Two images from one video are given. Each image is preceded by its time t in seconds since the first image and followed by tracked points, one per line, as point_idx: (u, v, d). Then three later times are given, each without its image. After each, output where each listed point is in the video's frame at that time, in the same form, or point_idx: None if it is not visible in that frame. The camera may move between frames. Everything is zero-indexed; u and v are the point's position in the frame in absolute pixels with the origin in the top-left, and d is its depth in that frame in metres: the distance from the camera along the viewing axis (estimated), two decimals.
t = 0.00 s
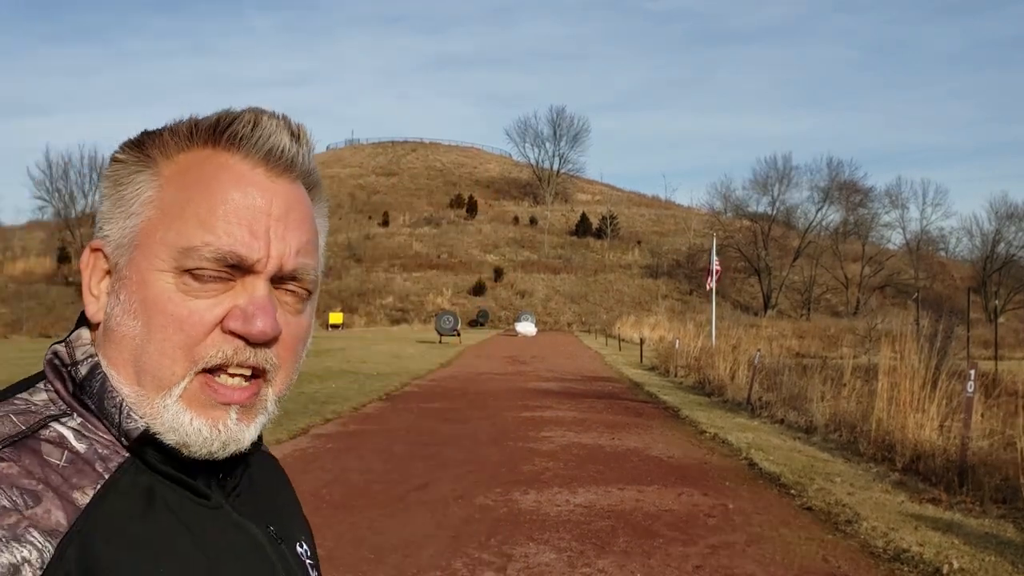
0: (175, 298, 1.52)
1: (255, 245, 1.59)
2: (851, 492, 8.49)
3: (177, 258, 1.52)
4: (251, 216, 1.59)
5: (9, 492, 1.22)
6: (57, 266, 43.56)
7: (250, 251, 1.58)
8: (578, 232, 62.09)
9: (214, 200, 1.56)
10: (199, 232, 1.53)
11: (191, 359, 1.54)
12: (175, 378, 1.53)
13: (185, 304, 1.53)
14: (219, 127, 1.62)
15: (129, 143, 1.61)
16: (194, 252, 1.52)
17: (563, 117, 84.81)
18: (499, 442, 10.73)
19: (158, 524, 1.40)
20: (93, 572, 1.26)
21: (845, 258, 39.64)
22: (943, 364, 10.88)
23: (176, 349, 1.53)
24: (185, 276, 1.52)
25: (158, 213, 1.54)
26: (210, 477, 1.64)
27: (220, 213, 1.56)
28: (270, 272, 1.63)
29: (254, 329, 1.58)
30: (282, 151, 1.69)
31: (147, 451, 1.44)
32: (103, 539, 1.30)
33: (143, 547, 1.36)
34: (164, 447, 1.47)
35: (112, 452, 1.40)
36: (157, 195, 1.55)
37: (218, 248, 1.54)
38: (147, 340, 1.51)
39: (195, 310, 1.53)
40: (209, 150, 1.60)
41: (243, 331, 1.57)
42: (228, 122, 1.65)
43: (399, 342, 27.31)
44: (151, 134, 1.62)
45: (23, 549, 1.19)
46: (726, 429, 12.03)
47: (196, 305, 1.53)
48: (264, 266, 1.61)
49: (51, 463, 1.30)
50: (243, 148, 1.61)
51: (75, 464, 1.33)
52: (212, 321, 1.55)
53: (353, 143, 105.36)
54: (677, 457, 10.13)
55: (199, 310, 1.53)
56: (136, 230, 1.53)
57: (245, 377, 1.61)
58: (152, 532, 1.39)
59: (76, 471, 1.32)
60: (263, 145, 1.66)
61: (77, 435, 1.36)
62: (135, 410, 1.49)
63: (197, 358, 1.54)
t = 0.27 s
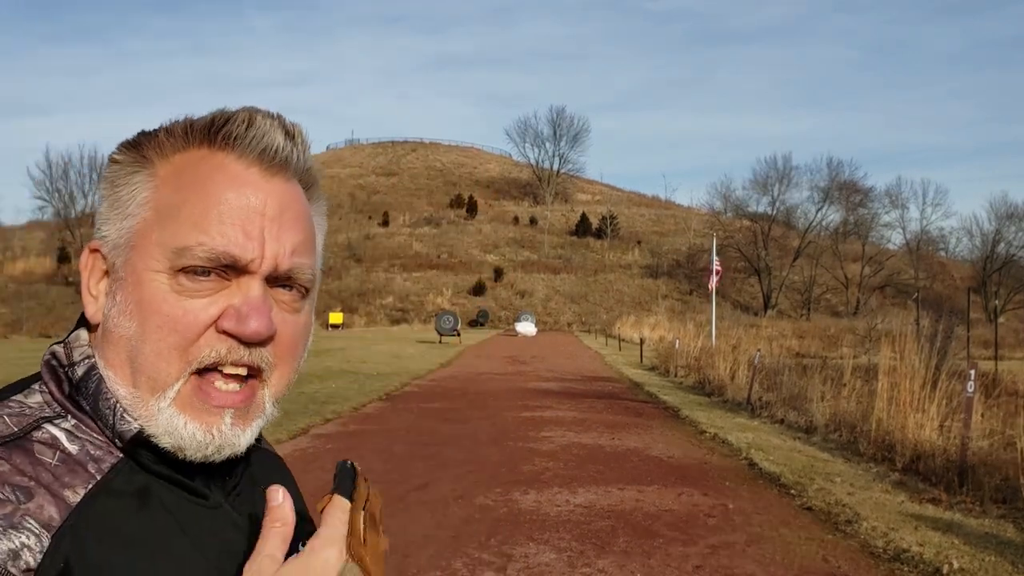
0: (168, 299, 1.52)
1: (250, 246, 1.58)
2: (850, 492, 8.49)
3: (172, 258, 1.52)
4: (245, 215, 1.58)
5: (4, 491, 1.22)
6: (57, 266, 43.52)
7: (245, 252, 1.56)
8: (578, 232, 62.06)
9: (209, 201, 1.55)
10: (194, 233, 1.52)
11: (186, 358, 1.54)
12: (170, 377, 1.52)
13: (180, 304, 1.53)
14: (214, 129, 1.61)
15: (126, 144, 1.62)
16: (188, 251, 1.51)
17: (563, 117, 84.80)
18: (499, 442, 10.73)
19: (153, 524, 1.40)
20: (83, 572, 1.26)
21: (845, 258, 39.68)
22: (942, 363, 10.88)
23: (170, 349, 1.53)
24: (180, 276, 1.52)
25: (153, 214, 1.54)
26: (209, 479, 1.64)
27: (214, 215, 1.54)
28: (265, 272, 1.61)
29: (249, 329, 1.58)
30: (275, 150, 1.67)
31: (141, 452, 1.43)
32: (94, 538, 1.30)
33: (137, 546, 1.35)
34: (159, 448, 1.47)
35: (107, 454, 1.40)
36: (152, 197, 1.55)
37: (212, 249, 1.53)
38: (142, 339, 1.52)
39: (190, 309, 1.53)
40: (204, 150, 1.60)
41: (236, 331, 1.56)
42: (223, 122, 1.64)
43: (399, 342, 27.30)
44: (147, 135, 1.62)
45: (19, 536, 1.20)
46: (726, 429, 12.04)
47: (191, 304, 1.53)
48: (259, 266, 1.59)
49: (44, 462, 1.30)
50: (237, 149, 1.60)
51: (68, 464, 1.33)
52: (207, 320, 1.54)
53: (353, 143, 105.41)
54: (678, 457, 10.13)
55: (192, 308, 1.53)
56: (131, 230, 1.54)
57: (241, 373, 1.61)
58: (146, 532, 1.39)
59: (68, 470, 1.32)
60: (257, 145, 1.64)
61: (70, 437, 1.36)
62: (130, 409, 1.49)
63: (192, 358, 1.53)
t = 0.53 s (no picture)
0: (168, 296, 1.52)
1: (248, 241, 1.58)
2: (850, 492, 8.49)
3: (171, 255, 1.52)
4: (242, 210, 1.59)
5: (4, 493, 1.22)
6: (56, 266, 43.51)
7: (242, 247, 1.58)
8: (578, 232, 62.05)
9: (206, 197, 1.55)
10: (192, 230, 1.53)
11: (185, 355, 1.54)
12: (171, 373, 1.53)
13: (180, 300, 1.53)
14: (208, 126, 1.61)
15: (118, 144, 1.62)
16: (187, 248, 1.52)
17: (563, 117, 84.78)
18: (499, 442, 10.73)
19: (154, 522, 1.41)
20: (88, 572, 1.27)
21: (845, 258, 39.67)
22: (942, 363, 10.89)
23: (169, 347, 1.53)
24: (179, 272, 1.52)
25: (150, 211, 1.54)
26: (210, 477, 1.65)
27: (212, 211, 1.55)
28: (265, 266, 1.62)
29: (249, 324, 1.58)
30: (269, 147, 1.68)
31: (143, 453, 1.43)
32: (97, 539, 1.30)
33: (139, 544, 1.36)
34: (162, 447, 1.47)
35: (105, 455, 1.39)
36: (148, 194, 1.56)
37: (211, 245, 1.54)
38: (141, 336, 1.52)
39: (190, 306, 1.54)
40: (199, 148, 1.60)
41: (238, 326, 1.57)
42: (217, 118, 1.65)
43: (399, 342, 27.30)
44: (141, 134, 1.62)
45: (23, 541, 1.20)
46: (726, 429, 12.03)
47: (191, 300, 1.54)
48: (258, 260, 1.61)
49: (44, 465, 1.30)
50: (232, 145, 1.61)
51: (68, 467, 1.33)
52: (209, 316, 1.55)
53: (352, 143, 105.45)
54: (678, 457, 10.13)
55: (191, 305, 1.54)
56: (127, 227, 1.54)
57: (241, 371, 1.61)
58: (149, 529, 1.39)
59: (68, 473, 1.32)
60: (250, 141, 1.65)
61: (70, 439, 1.36)
62: (130, 407, 1.49)
63: (192, 354, 1.54)
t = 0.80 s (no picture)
0: (166, 297, 1.53)
1: (247, 242, 1.59)
2: (850, 492, 8.49)
3: (169, 255, 1.52)
4: (243, 210, 1.59)
5: (8, 495, 1.23)
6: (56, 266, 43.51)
7: (242, 247, 1.58)
8: (578, 232, 62.08)
9: (206, 197, 1.55)
10: (192, 230, 1.54)
11: (185, 355, 1.54)
12: (173, 373, 1.53)
13: (180, 300, 1.53)
14: (209, 125, 1.62)
15: (117, 143, 1.62)
16: (187, 249, 1.52)
17: (563, 117, 84.81)
18: (499, 442, 10.74)
19: (156, 523, 1.42)
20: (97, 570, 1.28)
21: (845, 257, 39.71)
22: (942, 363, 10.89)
23: (169, 346, 1.53)
24: (179, 272, 1.53)
25: (149, 211, 1.55)
26: (209, 476, 1.65)
27: (213, 210, 1.55)
28: (264, 266, 1.63)
29: (249, 325, 1.58)
30: (270, 147, 1.69)
31: (145, 453, 1.44)
32: (103, 539, 1.31)
33: (141, 545, 1.37)
34: (161, 450, 1.49)
35: (107, 457, 1.40)
36: (148, 193, 1.56)
37: (211, 244, 1.54)
38: (140, 336, 1.52)
39: (190, 306, 1.54)
40: (199, 147, 1.60)
41: (238, 326, 1.57)
42: (218, 117, 1.65)
43: (399, 342, 27.32)
44: (140, 134, 1.63)
45: (32, 541, 1.21)
46: (726, 429, 12.04)
47: (192, 300, 1.54)
48: (257, 260, 1.61)
49: (46, 467, 1.30)
50: (232, 146, 1.62)
51: (71, 468, 1.33)
52: (208, 316, 1.55)
53: (353, 144, 105.52)
54: (678, 457, 10.13)
55: (191, 305, 1.54)
56: (126, 226, 1.54)
57: (241, 372, 1.62)
58: (150, 530, 1.40)
59: (71, 475, 1.33)
60: (250, 142, 1.66)
61: (71, 441, 1.37)
62: (129, 408, 1.49)
63: (193, 354, 1.54)
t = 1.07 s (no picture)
0: (168, 299, 1.53)
1: (252, 246, 1.59)
2: (850, 492, 8.49)
3: (172, 257, 1.52)
4: (247, 215, 1.59)
5: (15, 493, 1.22)
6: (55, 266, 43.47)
7: (246, 252, 1.58)
8: (578, 232, 62.08)
9: (210, 200, 1.56)
10: (196, 233, 1.54)
11: (186, 357, 1.55)
12: (171, 376, 1.53)
13: (181, 304, 1.54)
14: (215, 127, 1.62)
15: (123, 141, 1.62)
16: (190, 250, 1.52)
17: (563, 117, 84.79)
18: (499, 442, 10.73)
19: (159, 523, 1.43)
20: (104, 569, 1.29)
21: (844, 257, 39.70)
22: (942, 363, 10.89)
23: (169, 348, 1.53)
24: (181, 275, 1.53)
25: (153, 210, 1.55)
26: (210, 477, 1.66)
27: (216, 214, 1.56)
28: (267, 271, 1.63)
29: (251, 330, 1.59)
30: (277, 150, 1.69)
31: (145, 455, 1.45)
32: (108, 536, 1.31)
33: (145, 544, 1.37)
34: (161, 451, 1.49)
35: (108, 456, 1.40)
36: (151, 192, 1.56)
37: (214, 249, 1.54)
38: (142, 339, 1.52)
39: (192, 308, 1.54)
40: (205, 148, 1.61)
41: (237, 331, 1.57)
42: (224, 119, 1.65)
43: (399, 342, 27.31)
44: (146, 133, 1.63)
45: (49, 535, 1.23)
46: (726, 429, 12.04)
47: (193, 303, 1.54)
48: (261, 266, 1.61)
49: (50, 466, 1.30)
50: (239, 146, 1.62)
51: (74, 467, 1.33)
52: (209, 319, 1.56)
53: (353, 144, 105.51)
54: (678, 457, 10.13)
55: (192, 308, 1.54)
56: (129, 227, 1.54)
57: (241, 376, 1.62)
58: (153, 531, 1.40)
59: (75, 474, 1.33)
60: (257, 145, 1.66)
61: (72, 440, 1.37)
62: (129, 411, 1.49)
63: (193, 356, 1.54)
